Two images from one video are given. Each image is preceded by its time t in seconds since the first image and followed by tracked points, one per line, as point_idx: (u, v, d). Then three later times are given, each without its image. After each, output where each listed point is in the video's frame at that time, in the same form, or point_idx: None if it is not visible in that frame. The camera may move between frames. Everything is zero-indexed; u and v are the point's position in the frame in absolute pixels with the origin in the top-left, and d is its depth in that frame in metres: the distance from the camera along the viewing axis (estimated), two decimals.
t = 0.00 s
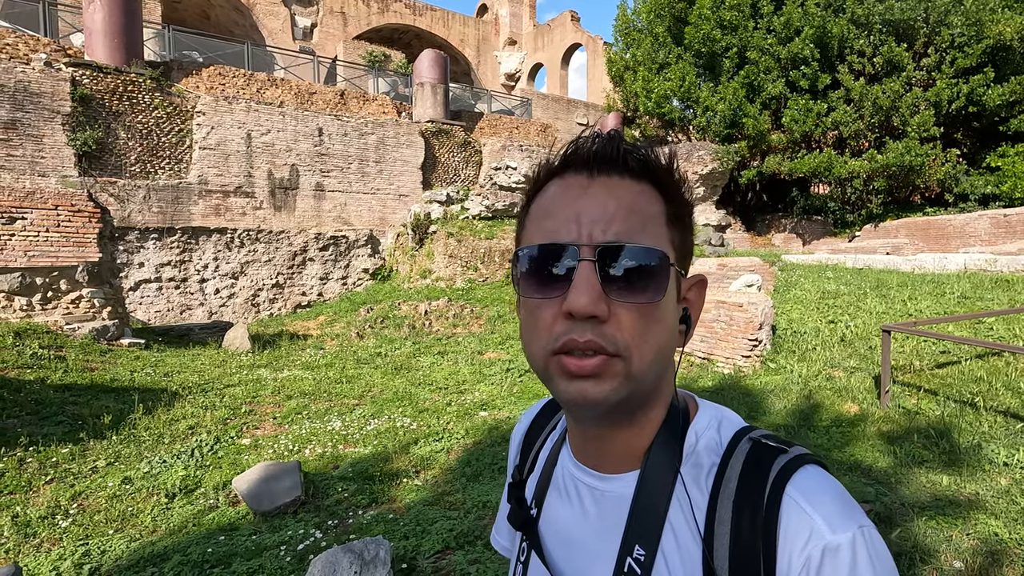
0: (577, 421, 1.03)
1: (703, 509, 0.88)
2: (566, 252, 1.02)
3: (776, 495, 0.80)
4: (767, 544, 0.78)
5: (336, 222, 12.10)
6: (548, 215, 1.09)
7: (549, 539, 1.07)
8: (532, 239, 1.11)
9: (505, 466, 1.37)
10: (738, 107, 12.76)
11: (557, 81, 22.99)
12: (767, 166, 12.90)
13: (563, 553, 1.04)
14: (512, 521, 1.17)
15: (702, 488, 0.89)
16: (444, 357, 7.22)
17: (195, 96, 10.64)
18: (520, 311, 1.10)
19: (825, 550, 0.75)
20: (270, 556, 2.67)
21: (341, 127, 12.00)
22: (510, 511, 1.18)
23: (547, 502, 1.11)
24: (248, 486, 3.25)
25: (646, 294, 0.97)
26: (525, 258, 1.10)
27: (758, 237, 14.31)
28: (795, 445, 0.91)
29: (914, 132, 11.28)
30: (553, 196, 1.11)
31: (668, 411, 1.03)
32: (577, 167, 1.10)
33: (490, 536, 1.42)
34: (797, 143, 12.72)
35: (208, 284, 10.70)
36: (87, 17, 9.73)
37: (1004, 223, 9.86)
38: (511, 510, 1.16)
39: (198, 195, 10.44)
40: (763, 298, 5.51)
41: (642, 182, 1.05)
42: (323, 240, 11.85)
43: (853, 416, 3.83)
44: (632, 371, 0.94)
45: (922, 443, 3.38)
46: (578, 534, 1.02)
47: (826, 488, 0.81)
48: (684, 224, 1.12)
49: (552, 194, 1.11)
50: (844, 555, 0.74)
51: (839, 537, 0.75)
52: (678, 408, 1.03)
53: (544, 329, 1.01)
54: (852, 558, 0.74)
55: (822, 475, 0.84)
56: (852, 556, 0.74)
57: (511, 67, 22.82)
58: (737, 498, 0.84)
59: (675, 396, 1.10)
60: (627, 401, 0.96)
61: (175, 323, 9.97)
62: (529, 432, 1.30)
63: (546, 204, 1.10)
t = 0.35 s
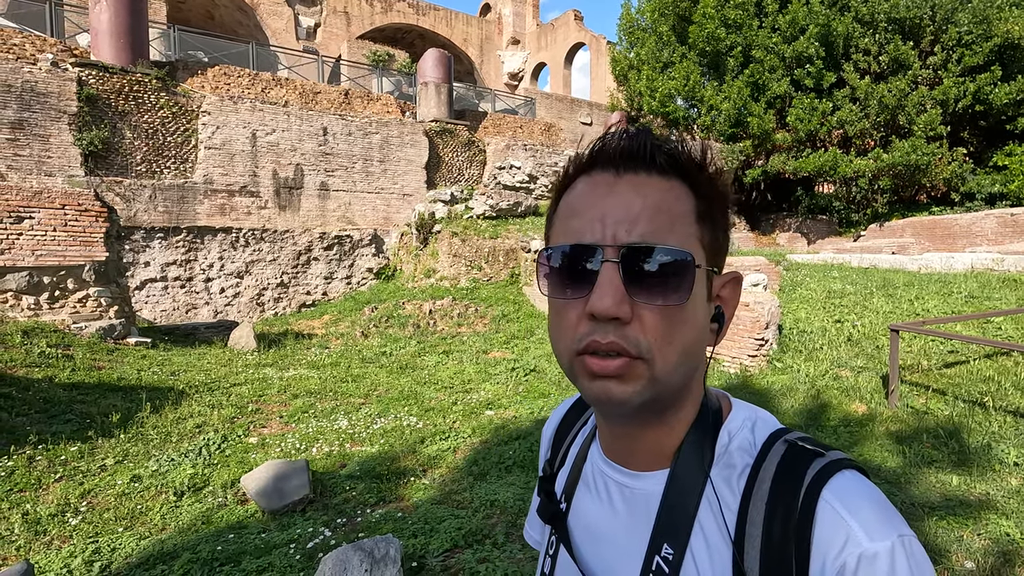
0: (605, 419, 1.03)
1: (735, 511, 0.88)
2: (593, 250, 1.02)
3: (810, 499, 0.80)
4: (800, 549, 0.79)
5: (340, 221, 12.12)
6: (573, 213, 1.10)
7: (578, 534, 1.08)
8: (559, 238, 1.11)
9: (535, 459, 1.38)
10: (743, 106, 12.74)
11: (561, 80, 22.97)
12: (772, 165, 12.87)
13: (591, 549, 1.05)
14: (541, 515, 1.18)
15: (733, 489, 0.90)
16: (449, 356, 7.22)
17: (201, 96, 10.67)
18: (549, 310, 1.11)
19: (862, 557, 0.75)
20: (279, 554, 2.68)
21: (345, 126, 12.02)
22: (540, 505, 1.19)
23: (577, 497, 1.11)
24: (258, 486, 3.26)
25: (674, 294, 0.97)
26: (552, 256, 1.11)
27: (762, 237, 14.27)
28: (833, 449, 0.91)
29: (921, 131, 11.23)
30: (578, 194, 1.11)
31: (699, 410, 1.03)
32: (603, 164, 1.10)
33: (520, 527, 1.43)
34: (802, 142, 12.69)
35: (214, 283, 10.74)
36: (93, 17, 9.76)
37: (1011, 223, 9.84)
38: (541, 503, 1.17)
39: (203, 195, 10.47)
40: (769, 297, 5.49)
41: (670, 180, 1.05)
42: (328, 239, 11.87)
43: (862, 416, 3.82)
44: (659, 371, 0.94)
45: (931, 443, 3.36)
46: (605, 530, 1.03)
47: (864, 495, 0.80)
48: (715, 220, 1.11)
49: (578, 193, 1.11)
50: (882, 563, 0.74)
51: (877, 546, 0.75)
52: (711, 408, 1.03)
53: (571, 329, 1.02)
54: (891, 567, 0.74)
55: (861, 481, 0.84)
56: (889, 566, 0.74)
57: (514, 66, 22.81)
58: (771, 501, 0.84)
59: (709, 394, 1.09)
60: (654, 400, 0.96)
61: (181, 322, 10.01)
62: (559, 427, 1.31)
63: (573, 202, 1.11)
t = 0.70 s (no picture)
0: (616, 420, 1.02)
1: (747, 515, 0.87)
2: (606, 250, 1.01)
3: (823, 502, 0.79)
4: (814, 552, 0.78)
5: (343, 220, 12.12)
6: (587, 213, 1.08)
7: (583, 540, 1.06)
8: (572, 237, 1.09)
9: (534, 465, 1.36)
10: (746, 105, 12.69)
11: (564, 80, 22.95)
12: (775, 164, 12.82)
13: (598, 556, 1.03)
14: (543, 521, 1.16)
15: (744, 493, 0.89)
16: (451, 356, 7.21)
17: (204, 95, 10.67)
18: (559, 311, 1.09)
19: (877, 561, 0.74)
20: (280, 554, 2.67)
21: (348, 126, 12.02)
22: (541, 510, 1.17)
23: (581, 503, 1.10)
24: (260, 486, 3.26)
25: (688, 296, 0.95)
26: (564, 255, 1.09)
27: (766, 236, 14.23)
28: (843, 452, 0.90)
29: (926, 130, 11.17)
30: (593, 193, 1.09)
31: (707, 415, 1.02)
32: (618, 165, 1.09)
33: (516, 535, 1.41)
34: (806, 141, 12.63)
35: (217, 282, 10.76)
36: (97, 17, 9.76)
37: (1017, 222, 9.79)
38: (543, 509, 1.15)
39: (206, 194, 10.48)
40: (773, 297, 5.47)
41: (688, 181, 1.03)
42: (331, 239, 11.88)
43: (866, 417, 3.79)
44: (674, 374, 0.93)
45: (937, 444, 3.34)
46: (613, 536, 1.01)
47: (876, 499, 0.79)
48: (729, 224, 1.10)
49: (594, 192, 1.09)
50: (896, 566, 0.73)
51: (891, 550, 0.74)
52: (720, 412, 1.02)
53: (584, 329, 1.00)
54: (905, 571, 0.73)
55: (873, 485, 0.83)
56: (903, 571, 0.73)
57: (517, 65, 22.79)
58: (782, 504, 0.83)
59: (715, 399, 1.08)
60: (668, 403, 0.94)
61: (184, 322, 10.04)
62: (559, 432, 1.30)
63: (587, 201, 1.09)
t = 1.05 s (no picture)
0: (594, 429, 1.01)
1: (727, 524, 0.86)
2: (586, 261, 1.00)
3: (802, 511, 0.78)
4: (793, 561, 0.77)
5: (343, 220, 12.12)
6: (568, 223, 1.07)
7: (566, 552, 1.05)
8: (553, 246, 1.09)
9: (518, 476, 1.34)
10: (748, 106, 12.67)
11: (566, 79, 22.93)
12: (777, 165, 12.79)
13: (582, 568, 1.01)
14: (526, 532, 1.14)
15: (725, 502, 0.87)
16: (451, 357, 7.20)
17: (205, 95, 10.68)
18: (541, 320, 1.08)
19: (854, 569, 0.73)
20: (273, 557, 2.66)
21: (349, 126, 12.02)
22: (525, 522, 1.15)
23: (565, 513, 1.08)
24: (255, 489, 3.25)
25: (667, 307, 0.94)
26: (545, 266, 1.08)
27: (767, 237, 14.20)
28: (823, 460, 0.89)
29: (928, 130, 11.13)
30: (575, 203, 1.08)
31: (688, 423, 1.01)
32: (600, 176, 1.08)
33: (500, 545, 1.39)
34: (808, 142, 12.58)
35: (217, 282, 10.76)
36: (98, 17, 9.77)
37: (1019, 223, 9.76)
38: (526, 521, 1.13)
39: (207, 194, 10.49)
40: (772, 299, 5.46)
41: (667, 192, 1.02)
42: (331, 239, 11.89)
43: (865, 420, 3.77)
44: (648, 383, 0.92)
45: (935, 448, 3.32)
46: (597, 546, 1.00)
47: (853, 506, 0.79)
48: (710, 236, 1.08)
49: (575, 202, 1.08)
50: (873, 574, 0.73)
51: (868, 557, 0.73)
52: (700, 422, 1.01)
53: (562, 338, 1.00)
54: None
55: (851, 492, 0.82)
56: None
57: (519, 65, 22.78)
58: (762, 513, 0.82)
59: (696, 408, 1.07)
60: (643, 412, 0.93)
61: (184, 321, 10.04)
62: (542, 443, 1.28)
63: (568, 212, 1.08)
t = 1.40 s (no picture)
0: (595, 428, 1.01)
1: (734, 528, 0.84)
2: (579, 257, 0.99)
3: (809, 516, 0.77)
4: (800, 567, 0.76)
5: (344, 219, 12.11)
6: (565, 220, 1.06)
7: (575, 552, 1.04)
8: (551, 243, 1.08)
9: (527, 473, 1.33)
10: (749, 104, 12.64)
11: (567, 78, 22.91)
12: (779, 164, 12.77)
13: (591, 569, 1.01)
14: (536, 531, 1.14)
15: (731, 506, 0.86)
16: (451, 356, 7.20)
17: (206, 94, 10.66)
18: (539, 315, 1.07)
19: None
20: (273, 556, 2.66)
21: (350, 124, 12.02)
22: (534, 521, 1.15)
23: (573, 513, 1.08)
24: (254, 487, 3.25)
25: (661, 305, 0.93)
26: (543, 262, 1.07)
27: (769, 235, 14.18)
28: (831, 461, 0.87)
29: (931, 128, 11.10)
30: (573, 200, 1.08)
31: (695, 424, 1.00)
32: (597, 173, 1.07)
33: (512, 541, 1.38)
34: (809, 140, 12.55)
35: (218, 281, 10.76)
36: (98, 15, 9.76)
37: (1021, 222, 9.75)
38: (535, 521, 1.13)
39: (208, 193, 10.48)
40: (773, 298, 5.45)
41: (661, 188, 1.01)
42: (332, 238, 11.89)
43: (866, 419, 3.75)
44: (640, 381, 0.91)
45: (937, 448, 3.30)
46: (605, 548, 1.00)
47: (861, 510, 0.78)
48: (711, 233, 1.06)
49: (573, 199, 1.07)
50: None
51: (876, 564, 0.72)
52: (708, 421, 1.00)
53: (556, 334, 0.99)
54: None
55: (859, 495, 0.81)
56: None
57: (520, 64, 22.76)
58: (769, 517, 0.81)
59: (704, 406, 1.06)
60: (636, 410, 0.93)
61: (184, 321, 10.04)
62: (551, 440, 1.27)
63: (566, 209, 1.07)
